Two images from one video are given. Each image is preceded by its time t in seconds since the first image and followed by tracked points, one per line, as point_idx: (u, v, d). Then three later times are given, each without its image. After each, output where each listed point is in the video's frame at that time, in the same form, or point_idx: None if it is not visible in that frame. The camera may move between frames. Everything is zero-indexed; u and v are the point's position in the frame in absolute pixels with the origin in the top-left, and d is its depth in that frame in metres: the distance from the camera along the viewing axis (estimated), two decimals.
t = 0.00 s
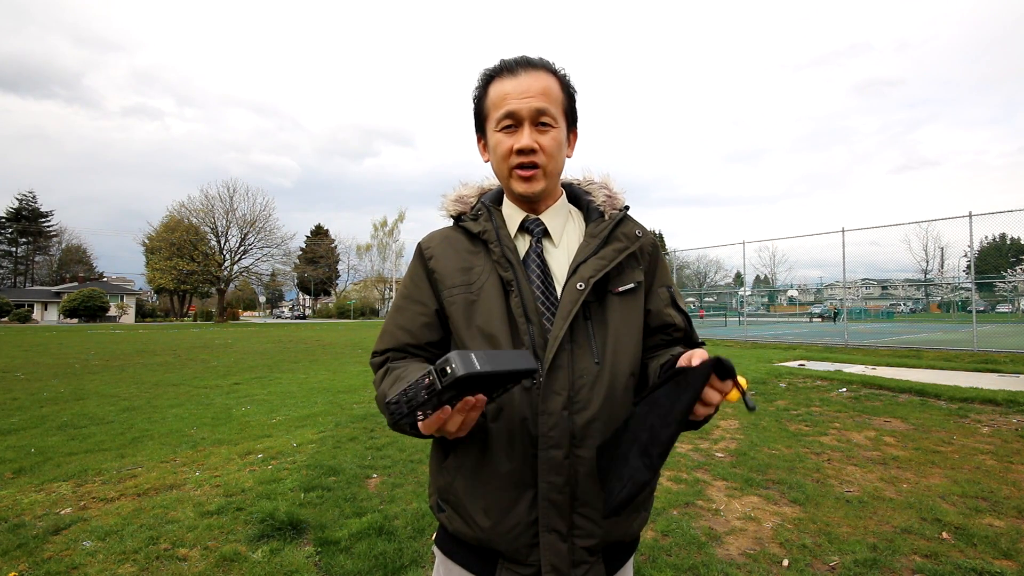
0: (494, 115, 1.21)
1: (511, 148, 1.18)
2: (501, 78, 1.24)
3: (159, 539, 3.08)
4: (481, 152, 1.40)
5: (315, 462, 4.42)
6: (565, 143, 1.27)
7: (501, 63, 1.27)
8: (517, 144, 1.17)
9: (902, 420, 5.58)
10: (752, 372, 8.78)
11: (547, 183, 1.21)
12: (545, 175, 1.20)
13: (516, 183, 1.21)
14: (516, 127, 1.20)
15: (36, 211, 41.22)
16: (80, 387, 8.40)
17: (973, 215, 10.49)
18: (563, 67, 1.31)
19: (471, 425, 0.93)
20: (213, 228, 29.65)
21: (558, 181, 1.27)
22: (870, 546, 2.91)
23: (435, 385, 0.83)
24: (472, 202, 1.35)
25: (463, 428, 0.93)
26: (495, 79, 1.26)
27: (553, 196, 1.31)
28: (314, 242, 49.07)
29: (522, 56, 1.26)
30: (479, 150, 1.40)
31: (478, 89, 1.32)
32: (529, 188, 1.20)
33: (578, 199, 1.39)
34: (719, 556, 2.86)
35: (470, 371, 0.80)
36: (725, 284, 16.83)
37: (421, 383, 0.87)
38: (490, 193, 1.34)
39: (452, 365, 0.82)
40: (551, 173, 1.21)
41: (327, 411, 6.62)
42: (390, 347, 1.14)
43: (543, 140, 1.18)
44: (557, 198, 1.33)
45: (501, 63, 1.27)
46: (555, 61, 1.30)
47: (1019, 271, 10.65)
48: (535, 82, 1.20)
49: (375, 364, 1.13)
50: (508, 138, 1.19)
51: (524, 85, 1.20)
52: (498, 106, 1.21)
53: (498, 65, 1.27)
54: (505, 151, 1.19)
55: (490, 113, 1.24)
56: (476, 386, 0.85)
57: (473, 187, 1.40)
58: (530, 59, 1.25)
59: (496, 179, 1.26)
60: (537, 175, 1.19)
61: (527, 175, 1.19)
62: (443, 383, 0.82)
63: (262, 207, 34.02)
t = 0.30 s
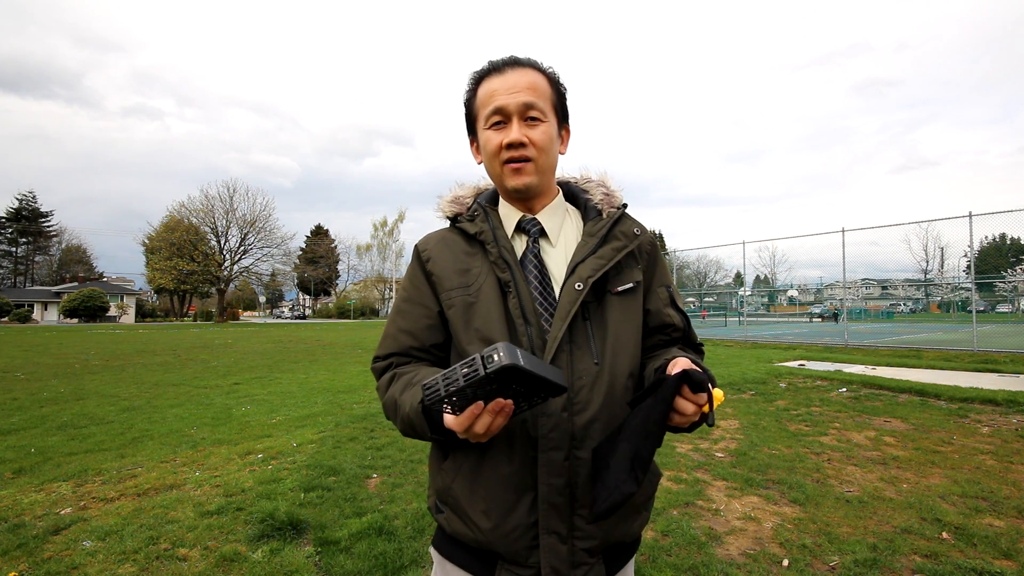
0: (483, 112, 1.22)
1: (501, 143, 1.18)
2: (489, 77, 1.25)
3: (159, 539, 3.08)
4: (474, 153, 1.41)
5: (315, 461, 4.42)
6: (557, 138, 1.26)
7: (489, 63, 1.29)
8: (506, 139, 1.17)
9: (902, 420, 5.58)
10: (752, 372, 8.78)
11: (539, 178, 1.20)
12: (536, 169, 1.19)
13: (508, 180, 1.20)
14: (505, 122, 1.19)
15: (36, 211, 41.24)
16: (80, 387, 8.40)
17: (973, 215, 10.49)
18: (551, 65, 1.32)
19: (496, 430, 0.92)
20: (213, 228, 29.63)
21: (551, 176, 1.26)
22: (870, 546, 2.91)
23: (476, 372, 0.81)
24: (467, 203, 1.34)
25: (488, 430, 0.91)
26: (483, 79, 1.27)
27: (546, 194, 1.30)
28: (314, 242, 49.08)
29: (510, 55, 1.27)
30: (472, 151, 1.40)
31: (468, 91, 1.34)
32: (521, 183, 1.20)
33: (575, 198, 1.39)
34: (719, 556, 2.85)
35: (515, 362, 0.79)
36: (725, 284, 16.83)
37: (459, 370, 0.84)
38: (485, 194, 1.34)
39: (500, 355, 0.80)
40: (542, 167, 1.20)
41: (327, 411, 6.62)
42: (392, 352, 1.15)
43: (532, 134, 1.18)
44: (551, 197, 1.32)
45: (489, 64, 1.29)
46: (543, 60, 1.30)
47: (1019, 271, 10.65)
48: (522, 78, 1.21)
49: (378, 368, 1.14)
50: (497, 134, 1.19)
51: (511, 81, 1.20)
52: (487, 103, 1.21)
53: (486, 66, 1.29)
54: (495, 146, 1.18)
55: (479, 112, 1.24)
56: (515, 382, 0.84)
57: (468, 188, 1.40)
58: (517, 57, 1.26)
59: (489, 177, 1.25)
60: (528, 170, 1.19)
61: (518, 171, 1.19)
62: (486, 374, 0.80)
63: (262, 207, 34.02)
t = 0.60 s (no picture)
0: (477, 103, 1.21)
1: (494, 137, 1.18)
2: (483, 67, 1.24)
3: (159, 539, 3.08)
4: (464, 146, 1.40)
5: (315, 462, 4.42)
6: (551, 134, 1.26)
7: (483, 53, 1.28)
8: (499, 133, 1.17)
9: (902, 420, 5.58)
10: (752, 372, 8.77)
11: (532, 174, 1.20)
12: (529, 165, 1.19)
13: (500, 175, 1.20)
14: (498, 115, 1.19)
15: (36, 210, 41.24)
16: (80, 387, 8.40)
17: (973, 215, 10.50)
18: (546, 57, 1.32)
19: (486, 439, 0.91)
20: (213, 228, 29.63)
21: (543, 174, 1.26)
22: (870, 547, 2.91)
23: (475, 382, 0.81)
24: (455, 199, 1.34)
25: (479, 440, 0.91)
26: (478, 68, 1.26)
27: (538, 190, 1.30)
28: (314, 242, 49.08)
29: (505, 45, 1.26)
30: (463, 144, 1.39)
31: (461, 79, 1.33)
32: (513, 180, 1.20)
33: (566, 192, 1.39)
34: (719, 556, 2.86)
35: (515, 373, 0.79)
36: (725, 284, 16.83)
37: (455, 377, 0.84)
38: (474, 190, 1.34)
39: (502, 366, 0.80)
40: (534, 164, 1.20)
41: (327, 411, 6.62)
42: (379, 355, 1.15)
43: (527, 129, 1.17)
44: (542, 194, 1.33)
45: (483, 53, 1.28)
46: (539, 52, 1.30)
47: (1019, 271, 10.65)
48: (517, 70, 1.20)
49: (364, 373, 1.15)
50: (491, 128, 1.19)
51: (505, 72, 1.20)
52: (481, 95, 1.21)
53: (480, 55, 1.28)
54: (488, 140, 1.18)
55: (472, 102, 1.23)
56: (511, 392, 0.84)
57: (456, 183, 1.40)
58: (513, 47, 1.25)
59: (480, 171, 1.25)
60: (521, 165, 1.19)
61: (511, 166, 1.19)
62: (484, 384, 0.80)
63: (262, 207, 34.04)
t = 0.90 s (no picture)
0: (456, 91, 1.21)
1: (476, 125, 1.17)
2: (461, 54, 1.24)
3: (159, 539, 3.08)
4: (445, 140, 1.40)
5: (315, 462, 4.42)
6: (534, 121, 1.26)
7: (460, 40, 1.27)
8: (482, 121, 1.16)
9: (902, 420, 5.58)
10: (752, 372, 8.78)
11: (517, 161, 1.20)
12: (513, 152, 1.19)
13: (484, 163, 1.19)
14: (479, 102, 1.19)
15: (36, 210, 41.23)
16: (81, 387, 8.40)
17: (973, 215, 10.50)
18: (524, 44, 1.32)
19: (488, 433, 0.91)
20: (213, 228, 29.63)
21: (527, 162, 1.25)
22: (870, 546, 2.91)
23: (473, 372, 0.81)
24: (436, 192, 1.34)
25: (480, 435, 0.90)
26: (455, 56, 1.26)
27: (523, 179, 1.30)
28: (314, 242, 49.08)
29: (482, 32, 1.26)
30: (443, 137, 1.39)
31: (438, 69, 1.32)
32: (499, 168, 1.19)
33: (552, 186, 1.41)
34: (719, 556, 2.86)
35: (518, 355, 0.80)
36: (725, 284, 16.84)
37: (451, 368, 0.84)
38: (457, 183, 1.34)
39: (500, 351, 0.80)
40: (519, 151, 1.19)
41: (328, 411, 6.62)
42: (359, 357, 1.14)
43: (510, 116, 1.17)
44: (527, 185, 1.33)
45: (460, 40, 1.27)
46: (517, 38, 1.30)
47: (1020, 271, 10.65)
48: (495, 56, 1.20)
49: (345, 376, 1.14)
50: (472, 116, 1.18)
51: (484, 59, 1.20)
52: (460, 83, 1.20)
53: (457, 42, 1.27)
54: (470, 128, 1.18)
55: (452, 90, 1.23)
56: (511, 380, 0.84)
57: (436, 178, 1.40)
58: (490, 34, 1.25)
59: (463, 160, 1.24)
60: (506, 153, 1.18)
61: (495, 154, 1.18)
62: (484, 374, 0.80)
63: (262, 207, 34.15)
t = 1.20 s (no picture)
0: (436, 90, 1.20)
1: (457, 127, 1.17)
2: (441, 51, 1.24)
3: (159, 539, 3.08)
4: (426, 140, 1.39)
5: (315, 462, 4.42)
6: (517, 120, 1.26)
7: (440, 37, 1.27)
8: (462, 123, 1.16)
9: (901, 421, 5.58)
10: (752, 372, 8.78)
11: (499, 164, 1.20)
12: (496, 154, 1.18)
13: (466, 166, 1.19)
14: (460, 103, 1.18)
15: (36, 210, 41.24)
16: (81, 387, 8.40)
17: (973, 215, 10.51)
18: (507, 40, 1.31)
19: (476, 444, 0.91)
20: (213, 228, 29.62)
21: (511, 164, 1.25)
22: (870, 546, 2.91)
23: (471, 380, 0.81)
24: (417, 194, 1.34)
25: (468, 444, 0.90)
26: (435, 53, 1.25)
27: (507, 182, 1.29)
28: (314, 242, 49.08)
29: (462, 28, 1.25)
30: (424, 137, 1.38)
31: (418, 66, 1.31)
32: (481, 170, 1.19)
33: (537, 185, 1.40)
34: (719, 556, 2.86)
35: (516, 362, 0.79)
36: (726, 284, 16.85)
37: (447, 373, 0.84)
38: (438, 184, 1.33)
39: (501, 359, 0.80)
40: (502, 152, 1.19)
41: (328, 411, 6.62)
42: (340, 366, 1.14)
43: (491, 116, 1.17)
44: (511, 187, 1.32)
45: (440, 37, 1.27)
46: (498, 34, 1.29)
47: (1020, 271, 10.65)
48: (476, 54, 1.20)
49: (326, 386, 1.13)
50: (453, 117, 1.18)
51: (464, 56, 1.19)
52: (440, 82, 1.20)
53: (437, 39, 1.27)
54: (451, 130, 1.17)
55: (432, 90, 1.22)
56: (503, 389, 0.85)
57: (417, 178, 1.40)
58: (470, 30, 1.24)
59: (445, 161, 1.23)
60: (488, 155, 1.18)
61: (477, 156, 1.17)
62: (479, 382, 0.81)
63: (262, 207, 34.17)
